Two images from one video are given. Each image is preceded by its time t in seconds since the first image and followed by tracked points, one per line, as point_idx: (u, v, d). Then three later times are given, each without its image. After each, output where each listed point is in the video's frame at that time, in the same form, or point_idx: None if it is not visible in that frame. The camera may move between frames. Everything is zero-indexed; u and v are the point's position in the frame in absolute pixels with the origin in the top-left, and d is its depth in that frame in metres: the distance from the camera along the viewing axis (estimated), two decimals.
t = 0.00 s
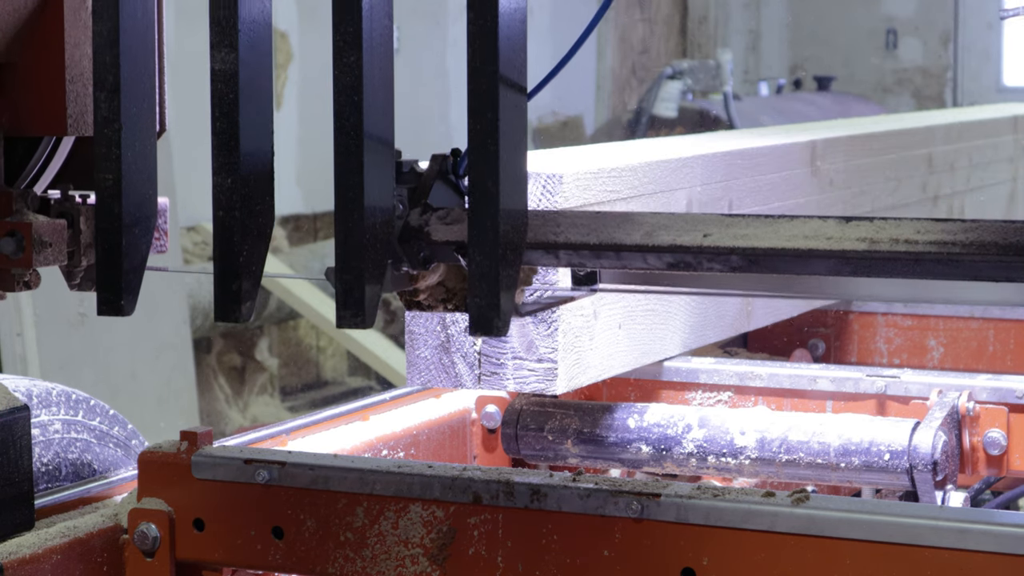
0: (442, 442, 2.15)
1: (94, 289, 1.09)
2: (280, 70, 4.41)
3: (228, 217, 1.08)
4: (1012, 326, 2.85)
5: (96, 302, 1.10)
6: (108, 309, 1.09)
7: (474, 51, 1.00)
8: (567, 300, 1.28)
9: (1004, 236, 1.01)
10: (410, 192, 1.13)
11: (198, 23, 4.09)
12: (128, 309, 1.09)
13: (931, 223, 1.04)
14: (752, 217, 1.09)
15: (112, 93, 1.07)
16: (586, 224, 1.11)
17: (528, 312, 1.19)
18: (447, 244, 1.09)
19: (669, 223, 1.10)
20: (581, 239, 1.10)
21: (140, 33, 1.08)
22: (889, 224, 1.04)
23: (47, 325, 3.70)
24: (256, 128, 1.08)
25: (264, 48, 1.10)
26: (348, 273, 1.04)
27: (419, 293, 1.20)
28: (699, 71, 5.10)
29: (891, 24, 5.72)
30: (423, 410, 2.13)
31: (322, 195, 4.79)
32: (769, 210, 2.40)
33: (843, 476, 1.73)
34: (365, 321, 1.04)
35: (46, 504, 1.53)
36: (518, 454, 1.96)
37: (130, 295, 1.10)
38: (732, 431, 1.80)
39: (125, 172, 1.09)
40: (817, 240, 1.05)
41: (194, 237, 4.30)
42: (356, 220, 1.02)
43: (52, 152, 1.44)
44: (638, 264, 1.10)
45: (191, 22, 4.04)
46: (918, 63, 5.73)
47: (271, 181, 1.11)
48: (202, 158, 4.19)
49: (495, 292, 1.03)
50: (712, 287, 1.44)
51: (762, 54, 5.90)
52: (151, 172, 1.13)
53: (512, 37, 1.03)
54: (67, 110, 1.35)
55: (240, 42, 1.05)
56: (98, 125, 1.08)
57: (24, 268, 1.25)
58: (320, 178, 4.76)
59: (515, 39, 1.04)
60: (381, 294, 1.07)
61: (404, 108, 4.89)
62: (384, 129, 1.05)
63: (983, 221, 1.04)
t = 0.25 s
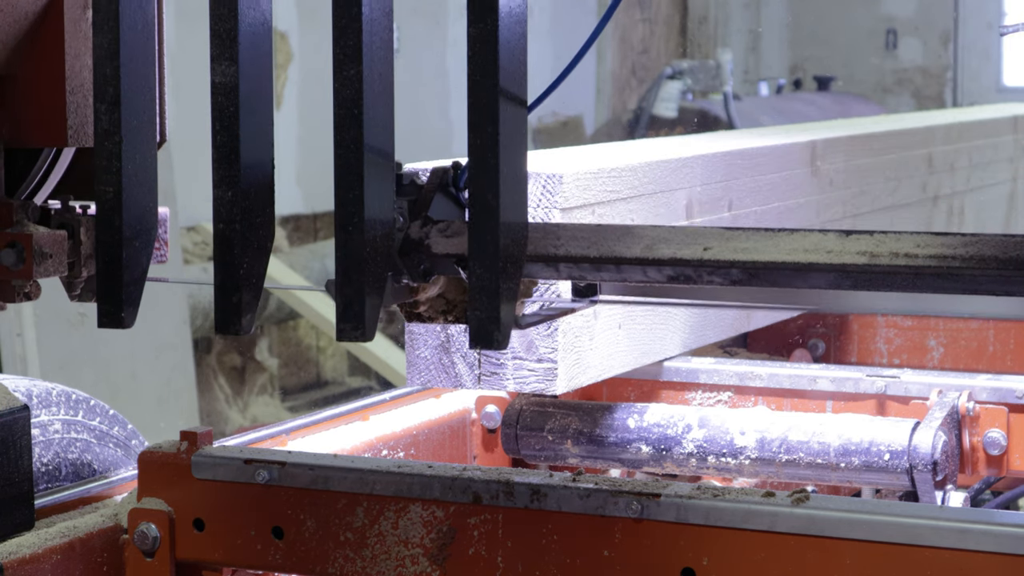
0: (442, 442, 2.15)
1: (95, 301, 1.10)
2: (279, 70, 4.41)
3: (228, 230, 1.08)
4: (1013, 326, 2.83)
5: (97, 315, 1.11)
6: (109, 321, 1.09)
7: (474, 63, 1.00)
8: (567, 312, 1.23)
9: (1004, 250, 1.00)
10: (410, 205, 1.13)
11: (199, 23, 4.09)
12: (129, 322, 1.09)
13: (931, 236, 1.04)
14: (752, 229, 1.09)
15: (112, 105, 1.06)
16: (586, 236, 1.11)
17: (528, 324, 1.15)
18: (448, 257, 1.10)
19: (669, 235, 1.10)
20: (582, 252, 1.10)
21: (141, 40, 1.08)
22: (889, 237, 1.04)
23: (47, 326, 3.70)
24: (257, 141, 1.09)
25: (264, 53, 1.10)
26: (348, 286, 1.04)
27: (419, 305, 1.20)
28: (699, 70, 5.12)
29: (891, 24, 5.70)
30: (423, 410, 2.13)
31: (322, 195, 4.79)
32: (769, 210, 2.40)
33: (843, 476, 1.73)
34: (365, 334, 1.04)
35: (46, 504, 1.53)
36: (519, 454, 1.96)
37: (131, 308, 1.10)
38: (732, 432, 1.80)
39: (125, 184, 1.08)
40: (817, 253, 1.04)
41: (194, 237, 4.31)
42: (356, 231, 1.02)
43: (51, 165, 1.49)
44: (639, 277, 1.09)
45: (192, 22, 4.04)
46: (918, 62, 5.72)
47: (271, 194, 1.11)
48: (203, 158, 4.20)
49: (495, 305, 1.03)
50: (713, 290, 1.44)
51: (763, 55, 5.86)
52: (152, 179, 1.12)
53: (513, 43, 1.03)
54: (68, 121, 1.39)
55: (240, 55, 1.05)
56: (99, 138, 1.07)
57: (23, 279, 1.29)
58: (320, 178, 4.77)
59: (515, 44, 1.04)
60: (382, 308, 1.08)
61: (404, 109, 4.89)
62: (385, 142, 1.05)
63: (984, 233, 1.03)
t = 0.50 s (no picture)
0: (442, 442, 2.15)
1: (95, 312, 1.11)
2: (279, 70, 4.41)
3: (228, 243, 1.10)
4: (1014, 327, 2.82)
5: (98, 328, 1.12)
6: (109, 333, 1.11)
7: (474, 78, 1.03)
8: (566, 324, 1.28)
9: (1003, 263, 1.02)
10: (411, 217, 1.14)
11: (199, 23, 4.10)
12: (128, 334, 1.11)
13: (931, 251, 1.06)
14: (751, 243, 1.10)
15: (113, 118, 1.08)
16: (585, 249, 1.13)
17: (527, 336, 1.20)
18: (448, 269, 1.11)
19: (668, 249, 1.11)
20: (581, 264, 1.12)
21: (142, 48, 1.10)
22: (889, 252, 1.06)
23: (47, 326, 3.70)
24: (257, 152, 1.11)
25: (263, 60, 1.11)
26: (348, 298, 1.06)
27: (419, 317, 1.21)
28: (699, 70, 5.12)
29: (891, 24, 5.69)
30: (423, 410, 2.13)
31: (322, 195, 4.79)
32: (769, 210, 2.40)
33: (843, 476, 1.73)
34: (366, 347, 1.06)
35: (46, 504, 1.53)
36: (518, 453, 1.95)
37: (131, 320, 1.11)
38: (732, 432, 1.80)
39: (125, 197, 1.10)
40: (817, 267, 1.06)
41: (194, 237, 4.33)
42: (356, 244, 1.04)
43: (52, 174, 1.48)
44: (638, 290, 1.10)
45: (192, 23, 4.04)
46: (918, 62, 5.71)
47: (270, 205, 1.13)
48: (202, 158, 4.20)
49: (495, 319, 1.05)
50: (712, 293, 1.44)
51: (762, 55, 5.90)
52: (152, 186, 1.14)
53: (512, 50, 1.04)
54: (68, 131, 1.40)
55: (241, 68, 1.07)
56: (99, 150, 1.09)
57: (24, 290, 1.29)
58: (320, 178, 4.77)
59: (514, 51, 1.05)
60: (382, 319, 1.09)
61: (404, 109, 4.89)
62: (384, 154, 1.07)
63: (982, 249, 1.05)
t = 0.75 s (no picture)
0: (442, 442, 2.16)
1: (96, 326, 1.13)
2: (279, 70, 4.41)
3: (229, 257, 1.12)
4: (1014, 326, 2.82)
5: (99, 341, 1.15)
6: (109, 347, 1.13)
7: (474, 91, 1.03)
8: (569, 337, 1.27)
9: (1003, 279, 1.02)
10: (411, 230, 1.15)
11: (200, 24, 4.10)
12: (129, 349, 1.13)
13: (931, 267, 1.05)
14: (752, 258, 1.11)
15: (113, 132, 1.10)
16: (586, 264, 1.13)
17: (528, 349, 1.19)
18: (449, 284, 1.11)
19: (669, 263, 1.12)
20: (582, 279, 1.12)
21: (141, 60, 1.12)
22: (889, 267, 1.06)
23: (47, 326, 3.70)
24: (258, 164, 1.13)
25: (262, 69, 1.12)
26: (349, 314, 1.07)
27: (420, 329, 1.18)
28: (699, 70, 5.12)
29: (890, 25, 5.58)
30: (422, 410, 2.13)
31: (322, 196, 4.80)
32: (769, 210, 2.40)
33: (843, 476, 1.73)
34: (365, 361, 1.08)
35: (46, 504, 1.53)
36: (518, 453, 1.95)
37: (132, 334, 1.13)
38: (732, 432, 1.80)
39: (126, 212, 1.12)
40: (817, 283, 1.07)
41: (194, 237, 4.34)
42: (357, 259, 1.06)
43: (50, 189, 1.51)
44: (639, 305, 1.10)
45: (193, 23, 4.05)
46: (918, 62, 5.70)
47: (270, 219, 1.15)
48: (203, 158, 4.20)
49: (495, 335, 1.06)
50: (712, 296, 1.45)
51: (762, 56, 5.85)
52: (152, 199, 1.16)
53: (511, 62, 1.05)
54: (68, 144, 1.39)
55: (241, 82, 1.09)
56: (100, 164, 1.11)
57: (25, 302, 1.29)
58: (320, 179, 4.77)
59: (514, 60, 1.06)
60: (382, 334, 1.11)
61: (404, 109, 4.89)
62: (384, 168, 1.09)
63: (983, 264, 1.05)
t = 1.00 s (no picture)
0: (442, 442, 2.16)
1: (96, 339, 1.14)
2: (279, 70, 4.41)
3: (229, 269, 1.13)
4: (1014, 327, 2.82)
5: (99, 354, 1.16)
6: (109, 359, 1.14)
7: (475, 105, 1.04)
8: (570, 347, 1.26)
9: (1003, 293, 1.02)
10: (410, 241, 1.15)
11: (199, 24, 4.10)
12: (129, 361, 1.14)
13: (931, 281, 1.06)
14: (752, 272, 1.11)
15: (114, 144, 1.11)
16: (585, 277, 1.13)
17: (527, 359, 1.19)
18: (449, 296, 1.11)
19: (668, 277, 1.12)
20: (581, 291, 1.12)
21: (141, 70, 1.12)
22: (889, 281, 1.06)
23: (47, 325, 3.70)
24: (259, 176, 1.14)
25: (263, 77, 1.13)
26: (349, 327, 1.08)
27: (420, 341, 1.18)
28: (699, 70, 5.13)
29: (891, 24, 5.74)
30: (423, 410, 2.13)
31: (322, 196, 4.80)
32: (769, 210, 2.40)
33: (843, 476, 1.73)
34: (365, 375, 1.08)
35: (46, 504, 1.53)
36: (518, 453, 1.94)
37: (132, 346, 1.14)
38: (732, 431, 1.80)
39: (126, 224, 1.13)
40: (817, 296, 1.07)
41: (193, 237, 4.32)
42: (357, 272, 1.07)
43: (52, 199, 1.47)
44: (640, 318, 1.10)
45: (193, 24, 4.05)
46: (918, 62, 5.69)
47: (271, 234, 1.16)
48: (203, 159, 4.20)
49: (496, 349, 1.07)
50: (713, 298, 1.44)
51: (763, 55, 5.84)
52: (153, 210, 1.17)
53: (511, 74, 1.06)
54: (68, 155, 1.40)
55: (242, 95, 1.10)
56: (100, 177, 1.12)
57: (26, 313, 1.29)
58: (320, 179, 4.77)
59: (513, 70, 1.07)
60: (382, 346, 1.12)
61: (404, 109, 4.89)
62: (384, 181, 1.10)
63: (983, 278, 1.06)
